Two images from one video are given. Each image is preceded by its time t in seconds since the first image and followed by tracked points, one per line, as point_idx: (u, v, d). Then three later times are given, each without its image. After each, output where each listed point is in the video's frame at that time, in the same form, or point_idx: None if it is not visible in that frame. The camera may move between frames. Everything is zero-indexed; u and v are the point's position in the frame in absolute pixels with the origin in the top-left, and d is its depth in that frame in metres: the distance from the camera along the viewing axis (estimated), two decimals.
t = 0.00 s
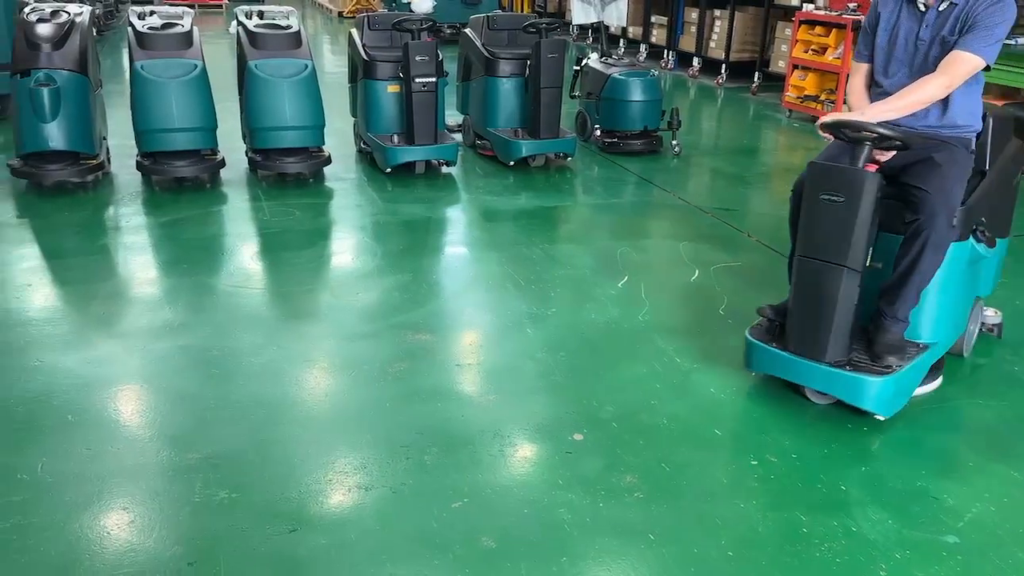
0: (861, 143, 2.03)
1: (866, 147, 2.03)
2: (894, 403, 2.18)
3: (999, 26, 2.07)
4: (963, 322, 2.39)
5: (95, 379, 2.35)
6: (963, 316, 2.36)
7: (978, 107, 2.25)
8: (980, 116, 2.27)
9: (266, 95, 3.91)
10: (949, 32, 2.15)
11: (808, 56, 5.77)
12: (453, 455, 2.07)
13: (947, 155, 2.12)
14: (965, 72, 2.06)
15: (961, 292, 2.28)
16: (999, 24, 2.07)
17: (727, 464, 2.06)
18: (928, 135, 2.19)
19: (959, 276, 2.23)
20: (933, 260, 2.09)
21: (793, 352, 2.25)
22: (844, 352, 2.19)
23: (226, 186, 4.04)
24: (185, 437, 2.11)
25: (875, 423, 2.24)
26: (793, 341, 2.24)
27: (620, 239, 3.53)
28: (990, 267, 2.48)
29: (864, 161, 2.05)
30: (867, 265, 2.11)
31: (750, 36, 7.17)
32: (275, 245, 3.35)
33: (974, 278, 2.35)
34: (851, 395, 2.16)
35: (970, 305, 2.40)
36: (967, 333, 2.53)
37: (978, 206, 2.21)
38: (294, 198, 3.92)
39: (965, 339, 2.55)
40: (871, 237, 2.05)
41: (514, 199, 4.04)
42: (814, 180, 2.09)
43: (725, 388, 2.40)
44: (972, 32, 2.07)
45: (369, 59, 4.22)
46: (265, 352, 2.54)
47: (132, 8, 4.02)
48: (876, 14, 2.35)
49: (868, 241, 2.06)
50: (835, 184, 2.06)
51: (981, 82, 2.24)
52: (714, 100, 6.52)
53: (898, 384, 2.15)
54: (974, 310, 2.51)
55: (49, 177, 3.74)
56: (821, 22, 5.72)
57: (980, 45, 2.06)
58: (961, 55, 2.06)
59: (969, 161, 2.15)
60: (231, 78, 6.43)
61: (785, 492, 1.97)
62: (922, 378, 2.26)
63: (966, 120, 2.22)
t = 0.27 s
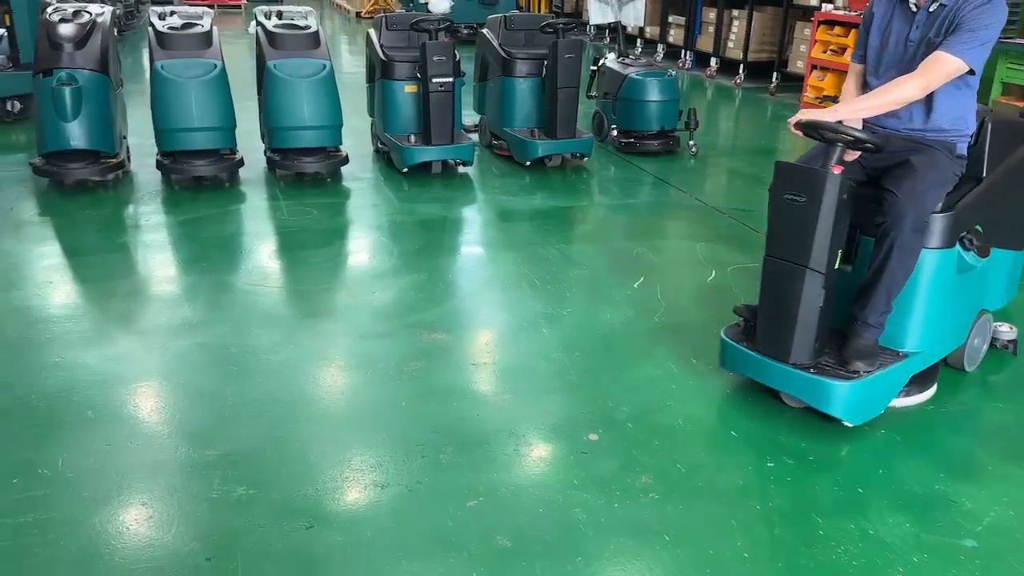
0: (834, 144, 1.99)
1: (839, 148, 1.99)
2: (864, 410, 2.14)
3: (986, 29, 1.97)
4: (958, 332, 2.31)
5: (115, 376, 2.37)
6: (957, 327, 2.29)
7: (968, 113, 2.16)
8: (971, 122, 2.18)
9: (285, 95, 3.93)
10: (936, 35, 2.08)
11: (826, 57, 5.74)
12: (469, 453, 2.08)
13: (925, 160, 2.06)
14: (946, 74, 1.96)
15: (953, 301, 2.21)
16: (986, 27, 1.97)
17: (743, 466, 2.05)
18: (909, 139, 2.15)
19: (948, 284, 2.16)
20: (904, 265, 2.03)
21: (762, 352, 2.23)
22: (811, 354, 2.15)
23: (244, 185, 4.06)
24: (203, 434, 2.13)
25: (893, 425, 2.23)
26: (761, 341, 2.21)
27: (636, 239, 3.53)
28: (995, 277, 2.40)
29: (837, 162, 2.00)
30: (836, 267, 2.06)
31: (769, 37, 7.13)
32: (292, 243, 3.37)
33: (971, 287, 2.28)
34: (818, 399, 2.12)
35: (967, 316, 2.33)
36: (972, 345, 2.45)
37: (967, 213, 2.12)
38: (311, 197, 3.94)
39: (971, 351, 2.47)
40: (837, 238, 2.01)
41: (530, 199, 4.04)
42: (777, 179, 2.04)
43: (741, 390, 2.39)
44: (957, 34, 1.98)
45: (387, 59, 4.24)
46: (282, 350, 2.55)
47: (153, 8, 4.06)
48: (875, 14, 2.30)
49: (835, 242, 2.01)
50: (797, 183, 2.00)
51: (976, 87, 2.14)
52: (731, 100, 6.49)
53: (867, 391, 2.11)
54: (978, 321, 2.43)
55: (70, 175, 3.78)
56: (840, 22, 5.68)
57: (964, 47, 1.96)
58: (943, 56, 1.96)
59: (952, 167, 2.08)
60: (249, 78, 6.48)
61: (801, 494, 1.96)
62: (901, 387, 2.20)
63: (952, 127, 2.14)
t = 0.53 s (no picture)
0: (809, 144, 1.95)
1: (817, 150, 1.95)
2: (838, 416, 2.10)
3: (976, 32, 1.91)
4: (954, 342, 2.24)
5: (137, 372, 2.40)
6: (952, 337, 2.22)
7: (961, 118, 2.09)
8: (964, 125, 2.11)
9: (305, 95, 3.96)
10: (924, 35, 2.03)
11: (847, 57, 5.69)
12: (486, 453, 2.08)
13: (906, 163, 2.01)
14: (933, 76, 1.90)
15: (945, 311, 2.15)
16: (974, 28, 1.91)
17: (762, 468, 2.05)
18: (894, 142, 2.10)
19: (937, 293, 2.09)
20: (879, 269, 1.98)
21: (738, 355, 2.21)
22: (784, 357, 2.13)
23: (265, 184, 4.09)
24: (223, 431, 2.14)
25: (914, 428, 2.21)
26: (737, 343, 2.20)
27: (654, 239, 3.52)
28: (1002, 287, 2.31)
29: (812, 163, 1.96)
30: (809, 270, 2.03)
31: (789, 37, 7.10)
32: (312, 242, 3.39)
33: (969, 297, 2.20)
34: (789, 403, 2.09)
35: (965, 326, 2.25)
36: (976, 356, 2.37)
37: (958, 220, 2.05)
38: (331, 196, 3.96)
39: (974, 363, 2.39)
40: (808, 241, 1.97)
41: (548, 199, 4.04)
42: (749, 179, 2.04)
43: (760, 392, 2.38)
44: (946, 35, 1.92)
45: (406, 59, 4.25)
46: (301, 348, 2.57)
47: (175, 8, 4.10)
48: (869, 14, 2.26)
49: (806, 245, 1.98)
50: (767, 184, 2.00)
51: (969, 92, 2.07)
52: (751, 100, 6.46)
53: (840, 398, 2.07)
54: (983, 331, 2.35)
55: (93, 173, 3.82)
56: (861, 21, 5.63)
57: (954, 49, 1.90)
58: (932, 57, 1.90)
59: (935, 172, 2.02)
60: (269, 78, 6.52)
61: (821, 496, 1.95)
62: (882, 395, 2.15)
63: (941, 131, 2.08)
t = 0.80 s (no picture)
0: (789, 145, 1.93)
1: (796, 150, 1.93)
2: (814, 420, 2.08)
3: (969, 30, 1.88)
4: (947, 352, 2.19)
5: (157, 369, 2.42)
6: (942, 346, 2.17)
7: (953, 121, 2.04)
8: (955, 129, 2.05)
9: (324, 94, 3.97)
10: (915, 36, 1.99)
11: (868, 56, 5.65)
12: (503, 452, 2.08)
13: (888, 165, 1.97)
14: (925, 79, 1.87)
15: (935, 318, 2.10)
16: (966, 27, 1.87)
17: (781, 469, 2.03)
18: (880, 142, 2.05)
19: (924, 300, 2.05)
20: (856, 273, 1.96)
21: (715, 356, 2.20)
22: (761, 360, 2.11)
23: (284, 183, 4.12)
24: (241, 428, 2.16)
25: (934, 430, 2.19)
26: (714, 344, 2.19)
27: (672, 239, 3.51)
28: (1003, 294, 2.25)
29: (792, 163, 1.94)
30: (784, 272, 2.01)
31: (809, 36, 7.05)
32: (330, 241, 3.40)
33: (962, 305, 2.15)
34: (764, 406, 2.08)
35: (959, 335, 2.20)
36: (974, 367, 2.31)
37: (946, 224, 2.00)
38: (349, 195, 3.98)
39: (972, 374, 2.32)
40: (783, 243, 1.95)
41: (565, 198, 4.04)
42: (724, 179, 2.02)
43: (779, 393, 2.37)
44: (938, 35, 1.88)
45: (425, 59, 4.26)
46: (319, 345, 2.58)
47: (196, 8, 4.13)
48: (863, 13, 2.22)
49: (781, 247, 1.96)
50: (740, 184, 1.98)
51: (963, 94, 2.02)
52: (770, 100, 6.43)
53: (816, 401, 2.05)
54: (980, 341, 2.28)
55: (114, 171, 3.86)
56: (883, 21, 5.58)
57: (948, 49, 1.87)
58: (925, 58, 1.87)
59: (919, 176, 1.98)
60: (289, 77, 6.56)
61: (839, 498, 1.93)
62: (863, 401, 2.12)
63: (931, 132, 2.02)
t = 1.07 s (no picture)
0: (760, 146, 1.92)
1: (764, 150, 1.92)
2: (781, 423, 2.06)
3: (955, 34, 1.84)
4: (929, 361, 2.14)
5: (176, 366, 2.44)
6: (923, 356, 2.12)
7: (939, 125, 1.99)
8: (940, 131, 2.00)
9: (341, 93, 3.99)
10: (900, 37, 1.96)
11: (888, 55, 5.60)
12: (517, 451, 2.08)
13: (863, 168, 1.94)
14: (911, 85, 1.84)
15: (913, 326, 2.05)
16: (952, 30, 1.83)
17: (797, 471, 2.02)
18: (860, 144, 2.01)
19: (901, 307, 2.01)
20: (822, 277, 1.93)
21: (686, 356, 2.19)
22: (728, 361, 2.10)
23: (301, 181, 4.13)
24: (258, 425, 2.17)
25: (953, 433, 2.17)
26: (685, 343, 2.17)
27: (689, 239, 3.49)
28: (995, 303, 2.19)
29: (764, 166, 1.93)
30: (751, 273, 1.99)
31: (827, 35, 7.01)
32: (346, 240, 3.41)
33: (945, 313, 2.10)
34: (729, 409, 2.07)
35: (944, 345, 2.14)
36: (963, 378, 2.25)
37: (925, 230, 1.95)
38: (365, 194, 3.99)
39: (960, 386, 2.26)
40: (748, 244, 1.94)
41: (581, 198, 4.04)
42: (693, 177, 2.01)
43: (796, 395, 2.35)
44: (924, 39, 1.85)
45: (441, 58, 4.27)
46: (335, 344, 2.59)
47: (215, 7, 4.16)
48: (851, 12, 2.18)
49: (746, 247, 1.95)
50: (706, 183, 1.97)
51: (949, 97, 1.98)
52: (788, 99, 6.39)
53: (781, 405, 2.03)
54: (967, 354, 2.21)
55: (133, 169, 3.89)
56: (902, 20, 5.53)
57: (936, 54, 1.83)
58: (912, 65, 1.84)
59: (894, 179, 1.94)
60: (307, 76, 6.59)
61: (857, 500, 1.92)
62: (835, 408, 2.09)
63: (913, 135, 1.98)
